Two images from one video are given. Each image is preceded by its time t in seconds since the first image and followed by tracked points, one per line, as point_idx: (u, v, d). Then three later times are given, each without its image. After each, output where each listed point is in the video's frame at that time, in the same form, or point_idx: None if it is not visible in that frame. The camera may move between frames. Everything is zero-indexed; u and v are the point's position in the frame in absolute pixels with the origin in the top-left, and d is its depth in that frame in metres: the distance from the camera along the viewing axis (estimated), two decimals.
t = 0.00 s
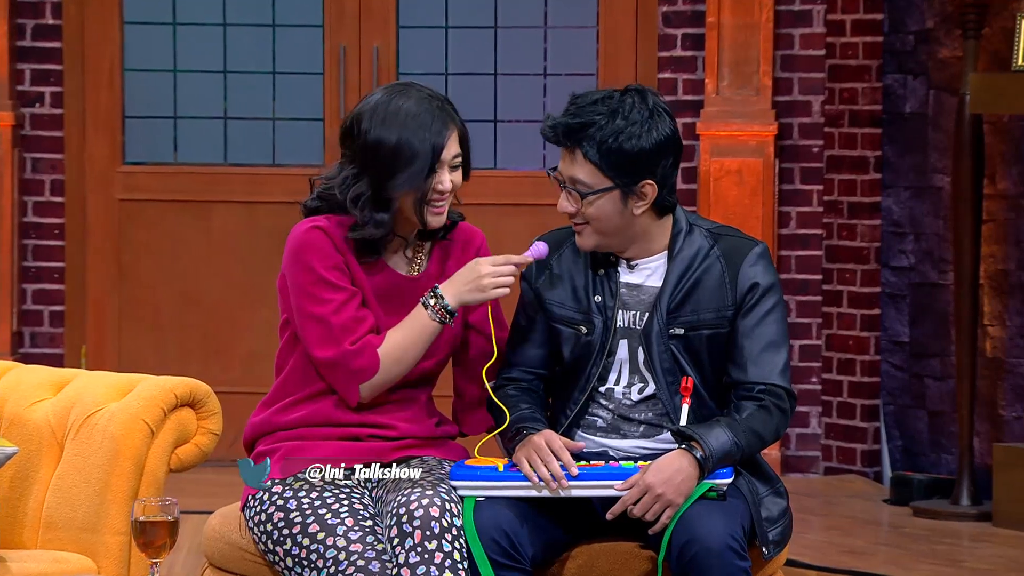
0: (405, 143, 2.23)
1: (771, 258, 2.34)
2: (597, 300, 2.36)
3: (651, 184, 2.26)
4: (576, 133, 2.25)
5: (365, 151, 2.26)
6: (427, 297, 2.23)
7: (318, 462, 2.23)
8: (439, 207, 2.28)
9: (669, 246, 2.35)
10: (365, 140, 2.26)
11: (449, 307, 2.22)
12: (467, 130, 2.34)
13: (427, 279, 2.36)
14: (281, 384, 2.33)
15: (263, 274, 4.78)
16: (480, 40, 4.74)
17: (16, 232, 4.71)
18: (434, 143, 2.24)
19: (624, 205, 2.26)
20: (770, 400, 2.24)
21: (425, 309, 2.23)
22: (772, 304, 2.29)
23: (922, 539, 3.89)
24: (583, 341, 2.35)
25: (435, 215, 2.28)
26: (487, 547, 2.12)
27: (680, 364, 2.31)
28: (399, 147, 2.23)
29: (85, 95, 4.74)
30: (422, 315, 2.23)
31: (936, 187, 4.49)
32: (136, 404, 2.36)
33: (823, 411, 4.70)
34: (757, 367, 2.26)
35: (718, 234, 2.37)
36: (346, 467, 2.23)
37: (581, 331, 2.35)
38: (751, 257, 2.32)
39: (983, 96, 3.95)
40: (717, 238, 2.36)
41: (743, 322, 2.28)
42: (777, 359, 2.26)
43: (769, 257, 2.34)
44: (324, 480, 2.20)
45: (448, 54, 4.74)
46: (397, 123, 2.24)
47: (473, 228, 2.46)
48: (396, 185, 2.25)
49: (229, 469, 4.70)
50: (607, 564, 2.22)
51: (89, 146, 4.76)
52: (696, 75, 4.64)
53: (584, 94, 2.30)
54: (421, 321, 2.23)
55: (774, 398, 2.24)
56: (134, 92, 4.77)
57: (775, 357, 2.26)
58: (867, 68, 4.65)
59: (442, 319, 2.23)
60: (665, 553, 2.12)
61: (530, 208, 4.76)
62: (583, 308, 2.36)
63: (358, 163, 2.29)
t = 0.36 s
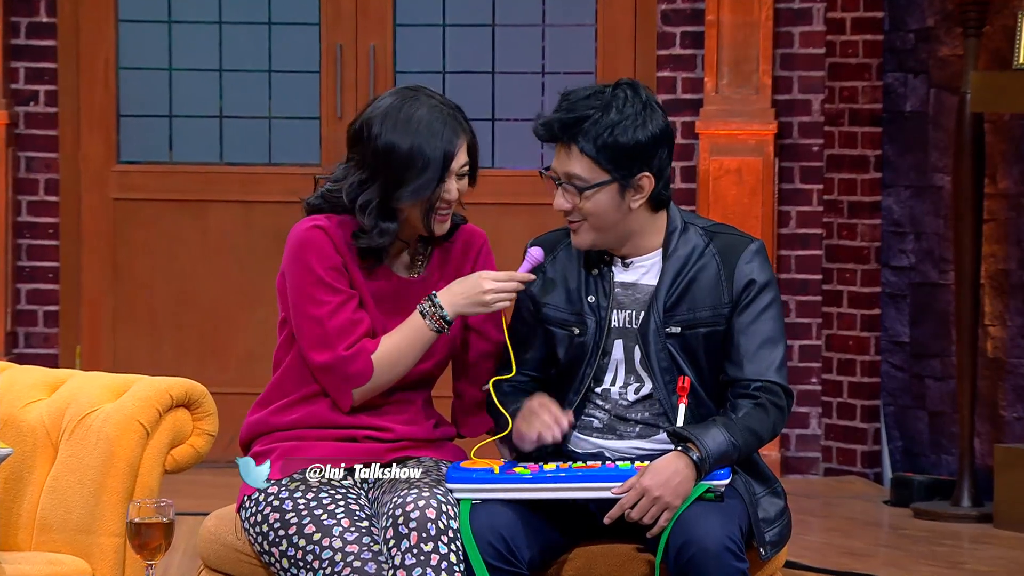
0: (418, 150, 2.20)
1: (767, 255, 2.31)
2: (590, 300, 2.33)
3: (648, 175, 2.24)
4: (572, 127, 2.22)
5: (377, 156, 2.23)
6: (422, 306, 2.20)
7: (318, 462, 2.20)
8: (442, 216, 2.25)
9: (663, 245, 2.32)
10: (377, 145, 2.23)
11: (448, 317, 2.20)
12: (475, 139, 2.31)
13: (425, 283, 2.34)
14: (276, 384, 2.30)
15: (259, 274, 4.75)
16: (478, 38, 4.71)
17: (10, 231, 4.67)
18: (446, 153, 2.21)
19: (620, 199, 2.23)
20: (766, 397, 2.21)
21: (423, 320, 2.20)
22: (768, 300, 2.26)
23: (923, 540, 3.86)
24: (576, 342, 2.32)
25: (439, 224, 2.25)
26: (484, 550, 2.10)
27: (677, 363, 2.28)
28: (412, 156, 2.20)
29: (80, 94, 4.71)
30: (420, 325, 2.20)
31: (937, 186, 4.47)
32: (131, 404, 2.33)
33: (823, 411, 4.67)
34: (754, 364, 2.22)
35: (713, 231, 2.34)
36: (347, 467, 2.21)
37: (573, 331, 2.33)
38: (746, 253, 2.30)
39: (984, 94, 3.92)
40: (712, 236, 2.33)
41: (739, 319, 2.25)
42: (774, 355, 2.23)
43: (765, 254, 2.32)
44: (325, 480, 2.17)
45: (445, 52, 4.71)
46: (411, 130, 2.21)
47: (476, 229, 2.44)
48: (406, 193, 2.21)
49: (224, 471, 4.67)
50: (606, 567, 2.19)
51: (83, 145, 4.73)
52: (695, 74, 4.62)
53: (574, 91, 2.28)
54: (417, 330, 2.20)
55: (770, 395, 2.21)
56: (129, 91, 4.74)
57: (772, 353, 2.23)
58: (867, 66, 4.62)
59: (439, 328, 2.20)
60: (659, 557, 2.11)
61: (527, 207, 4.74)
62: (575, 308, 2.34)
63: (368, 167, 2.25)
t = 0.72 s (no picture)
0: (425, 146, 2.18)
1: (777, 257, 2.28)
2: (591, 286, 2.34)
3: (687, 152, 2.29)
4: (637, 82, 2.26)
5: (381, 156, 2.20)
6: (403, 304, 2.16)
7: (319, 463, 2.16)
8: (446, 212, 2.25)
9: (672, 238, 2.32)
10: (382, 144, 2.20)
11: (428, 313, 2.16)
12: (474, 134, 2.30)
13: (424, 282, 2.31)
14: (274, 386, 2.27)
15: (257, 274, 4.72)
16: (476, 36, 4.67)
17: (6, 231, 4.67)
18: (452, 148, 2.20)
19: (659, 165, 2.26)
20: (773, 402, 2.18)
21: (402, 317, 2.16)
22: (776, 304, 2.23)
23: (925, 542, 3.84)
24: (565, 326, 2.34)
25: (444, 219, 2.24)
26: (486, 552, 2.07)
27: (684, 362, 2.25)
28: (418, 153, 2.18)
29: (75, 92, 4.68)
30: (399, 323, 2.16)
31: (938, 186, 4.44)
32: (127, 405, 2.31)
33: (823, 412, 4.65)
34: (760, 367, 2.20)
35: (724, 231, 2.31)
36: (347, 468, 2.17)
37: (565, 315, 2.35)
38: (756, 255, 2.26)
39: (986, 93, 3.90)
40: (722, 236, 2.30)
41: (747, 321, 2.22)
42: (780, 360, 2.20)
43: (775, 256, 2.28)
44: (326, 480, 2.14)
45: (444, 50, 4.68)
46: (416, 127, 2.19)
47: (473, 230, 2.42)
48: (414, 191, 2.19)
49: (221, 472, 4.64)
50: (607, 569, 2.16)
51: (79, 144, 4.70)
52: (695, 72, 4.60)
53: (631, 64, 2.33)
54: (398, 329, 2.16)
55: (777, 399, 2.18)
56: (125, 90, 4.70)
57: (778, 357, 2.20)
58: (868, 65, 4.59)
59: (420, 325, 2.16)
60: (664, 558, 2.07)
61: (526, 206, 4.71)
62: (571, 292, 2.36)
63: (372, 167, 2.22)
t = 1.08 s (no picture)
0: (382, 135, 2.19)
1: (787, 260, 2.27)
2: (603, 276, 2.33)
3: (713, 148, 2.32)
4: (681, 68, 2.30)
5: (338, 152, 2.21)
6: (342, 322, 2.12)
7: (320, 462, 2.16)
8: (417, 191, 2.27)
9: (685, 234, 2.32)
10: (338, 140, 2.21)
11: (370, 323, 2.11)
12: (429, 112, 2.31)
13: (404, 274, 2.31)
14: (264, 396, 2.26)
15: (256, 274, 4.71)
16: (475, 36, 4.66)
17: (4, 231, 4.65)
18: (411, 132, 2.21)
19: (687, 152, 2.29)
20: (776, 402, 2.17)
21: (347, 332, 2.12)
22: (785, 307, 2.23)
23: (926, 543, 3.82)
24: (580, 317, 2.32)
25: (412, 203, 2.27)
26: (485, 553, 2.06)
27: (691, 357, 2.24)
28: (379, 140, 2.19)
29: (74, 92, 4.67)
30: (345, 339, 2.12)
31: (938, 186, 4.42)
32: (125, 406, 2.29)
33: (823, 414, 4.65)
34: (765, 368, 2.19)
35: (736, 231, 2.31)
36: (347, 467, 2.16)
37: (579, 305, 2.32)
38: (767, 257, 2.25)
39: (986, 93, 3.89)
40: (733, 235, 2.30)
41: (756, 321, 2.22)
42: (785, 362, 2.19)
43: (785, 259, 2.28)
44: (325, 480, 2.13)
45: (443, 50, 4.67)
46: (369, 116, 2.19)
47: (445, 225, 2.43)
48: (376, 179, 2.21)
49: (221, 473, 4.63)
50: (607, 570, 2.14)
51: (77, 144, 4.69)
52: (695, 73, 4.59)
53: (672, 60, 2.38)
54: (343, 345, 2.12)
55: (780, 400, 2.18)
56: (124, 90, 4.69)
57: (784, 359, 2.19)
58: (869, 65, 4.58)
59: (367, 336, 2.12)
60: (664, 559, 2.07)
61: (524, 207, 4.70)
62: (586, 283, 2.33)
63: (329, 164, 2.23)
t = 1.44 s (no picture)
0: (320, 123, 2.21)
1: (784, 259, 2.28)
2: (600, 277, 2.31)
3: (699, 143, 2.30)
4: (657, 67, 2.28)
5: (282, 148, 2.24)
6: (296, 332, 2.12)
7: (320, 463, 2.17)
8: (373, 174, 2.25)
9: (681, 234, 2.31)
10: (280, 135, 2.24)
11: (319, 331, 2.11)
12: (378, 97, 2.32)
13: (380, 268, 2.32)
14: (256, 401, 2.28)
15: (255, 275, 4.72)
16: (477, 35, 4.66)
17: (5, 231, 4.65)
18: (350, 114, 2.22)
19: (669, 151, 2.28)
20: (777, 404, 2.18)
21: (302, 343, 2.12)
22: (783, 306, 2.23)
23: (926, 544, 3.82)
24: (579, 318, 2.29)
25: (372, 185, 2.24)
26: (484, 556, 2.06)
27: (690, 358, 2.24)
28: (317, 127, 2.21)
29: (74, 92, 4.67)
30: (302, 350, 2.12)
31: (939, 186, 4.42)
32: (126, 406, 2.29)
33: (824, 414, 4.66)
34: (764, 369, 2.19)
35: (732, 230, 2.31)
36: (346, 466, 2.17)
37: (579, 305, 2.30)
38: (765, 257, 2.26)
39: (986, 93, 3.89)
40: (730, 235, 2.30)
41: (755, 322, 2.22)
42: (785, 363, 2.20)
43: (782, 258, 2.28)
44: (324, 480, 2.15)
45: (444, 50, 4.66)
46: (304, 107, 2.22)
47: (414, 215, 2.43)
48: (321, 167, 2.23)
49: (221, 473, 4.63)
50: (607, 570, 2.15)
51: (77, 144, 4.69)
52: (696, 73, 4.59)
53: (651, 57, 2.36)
54: (301, 355, 2.13)
55: (781, 402, 2.18)
56: (124, 90, 4.69)
57: (784, 360, 2.20)
58: (869, 65, 4.59)
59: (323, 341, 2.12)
60: (665, 560, 2.07)
61: (524, 207, 4.70)
62: (584, 284, 2.31)
63: (276, 161, 2.26)
